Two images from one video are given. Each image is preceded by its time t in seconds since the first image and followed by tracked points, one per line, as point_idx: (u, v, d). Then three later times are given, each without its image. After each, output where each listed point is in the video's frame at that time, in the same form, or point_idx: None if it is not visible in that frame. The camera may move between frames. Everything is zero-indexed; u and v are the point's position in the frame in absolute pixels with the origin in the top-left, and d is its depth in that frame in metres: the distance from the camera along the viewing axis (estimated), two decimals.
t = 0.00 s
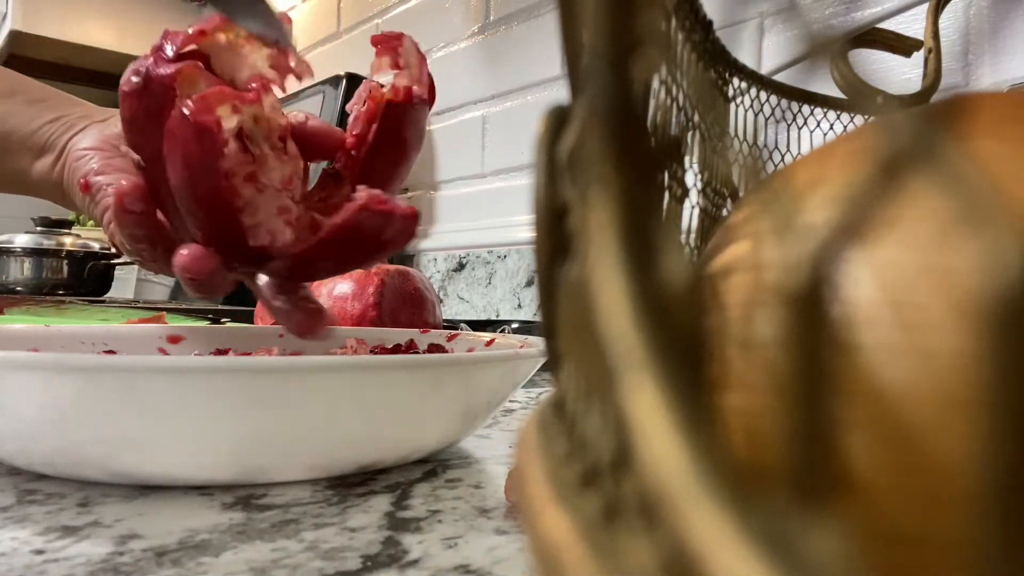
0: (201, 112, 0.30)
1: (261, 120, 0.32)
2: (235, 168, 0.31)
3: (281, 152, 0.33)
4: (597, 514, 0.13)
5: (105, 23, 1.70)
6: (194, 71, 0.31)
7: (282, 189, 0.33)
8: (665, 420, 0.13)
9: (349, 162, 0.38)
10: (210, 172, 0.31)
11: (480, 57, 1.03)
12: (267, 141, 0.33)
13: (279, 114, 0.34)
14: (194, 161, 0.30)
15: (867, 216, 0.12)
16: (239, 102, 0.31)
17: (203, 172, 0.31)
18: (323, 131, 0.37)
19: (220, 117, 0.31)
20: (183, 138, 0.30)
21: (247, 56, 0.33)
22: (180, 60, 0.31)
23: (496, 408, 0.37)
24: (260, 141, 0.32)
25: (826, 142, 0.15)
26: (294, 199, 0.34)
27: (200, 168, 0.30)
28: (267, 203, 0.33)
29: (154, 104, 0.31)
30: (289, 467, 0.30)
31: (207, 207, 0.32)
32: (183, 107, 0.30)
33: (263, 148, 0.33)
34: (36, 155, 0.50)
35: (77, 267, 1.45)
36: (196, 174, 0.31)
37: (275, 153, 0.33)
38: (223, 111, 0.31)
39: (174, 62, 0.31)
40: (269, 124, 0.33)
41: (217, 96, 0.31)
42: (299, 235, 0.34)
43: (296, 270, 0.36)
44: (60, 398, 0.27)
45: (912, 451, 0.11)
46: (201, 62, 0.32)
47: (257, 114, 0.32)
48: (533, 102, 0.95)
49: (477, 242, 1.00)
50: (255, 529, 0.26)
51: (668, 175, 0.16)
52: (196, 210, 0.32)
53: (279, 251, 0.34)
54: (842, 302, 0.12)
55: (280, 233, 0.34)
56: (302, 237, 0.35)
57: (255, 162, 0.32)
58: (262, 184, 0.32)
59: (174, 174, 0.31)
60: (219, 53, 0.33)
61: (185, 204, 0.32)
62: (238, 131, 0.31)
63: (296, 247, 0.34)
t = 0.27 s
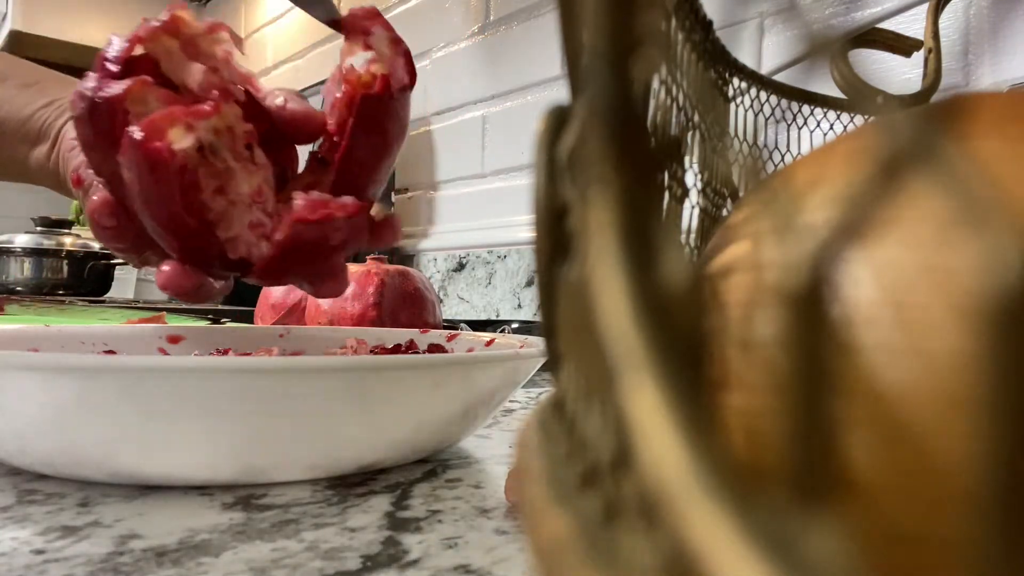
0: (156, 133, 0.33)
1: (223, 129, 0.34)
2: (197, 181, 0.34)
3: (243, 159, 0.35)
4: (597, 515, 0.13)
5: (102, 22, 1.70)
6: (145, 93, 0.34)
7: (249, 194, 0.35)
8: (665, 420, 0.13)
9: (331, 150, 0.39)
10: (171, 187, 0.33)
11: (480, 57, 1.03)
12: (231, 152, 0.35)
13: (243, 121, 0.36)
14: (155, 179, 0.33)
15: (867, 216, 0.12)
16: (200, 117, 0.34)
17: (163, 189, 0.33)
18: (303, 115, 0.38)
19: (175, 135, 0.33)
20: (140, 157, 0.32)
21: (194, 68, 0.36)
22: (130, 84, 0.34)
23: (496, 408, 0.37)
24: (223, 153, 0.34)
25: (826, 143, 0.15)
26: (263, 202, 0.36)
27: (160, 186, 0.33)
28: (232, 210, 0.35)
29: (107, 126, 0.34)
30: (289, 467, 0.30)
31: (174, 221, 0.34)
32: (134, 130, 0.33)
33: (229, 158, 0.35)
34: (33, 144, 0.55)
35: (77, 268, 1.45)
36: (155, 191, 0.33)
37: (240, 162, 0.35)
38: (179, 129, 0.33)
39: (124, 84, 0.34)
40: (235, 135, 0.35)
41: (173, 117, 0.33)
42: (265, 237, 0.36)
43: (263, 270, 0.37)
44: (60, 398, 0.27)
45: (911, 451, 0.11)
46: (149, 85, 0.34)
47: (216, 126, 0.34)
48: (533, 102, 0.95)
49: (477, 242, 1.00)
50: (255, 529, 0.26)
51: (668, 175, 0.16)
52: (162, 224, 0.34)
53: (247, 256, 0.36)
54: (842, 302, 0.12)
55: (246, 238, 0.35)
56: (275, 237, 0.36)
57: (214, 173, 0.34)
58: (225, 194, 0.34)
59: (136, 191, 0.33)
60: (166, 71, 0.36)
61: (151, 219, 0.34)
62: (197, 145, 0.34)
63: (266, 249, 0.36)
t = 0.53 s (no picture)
0: (134, 145, 0.30)
1: (209, 136, 0.31)
2: (184, 192, 0.31)
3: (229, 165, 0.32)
4: (597, 515, 0.13)
5: (95, 22, 1.70)
6: (125, 97, 0.30)
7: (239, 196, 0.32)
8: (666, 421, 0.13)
9: (324, 128, 0.35)
10: (153, 202, 0.30)
11: (480, 57, 1.03)
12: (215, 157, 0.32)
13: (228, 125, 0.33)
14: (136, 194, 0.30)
15: (867, 216, 0.12)
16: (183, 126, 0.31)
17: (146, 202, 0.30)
18: (296, 96, 0.36)
19: (152, 146, 0.30)
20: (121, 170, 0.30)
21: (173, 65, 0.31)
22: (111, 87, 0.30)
23: (496, 408, 0.37)
24: (207, 157, 0.31)
25: (827, 143, 0.15)
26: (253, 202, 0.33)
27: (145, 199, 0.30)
28: (221, 215, 0.32)
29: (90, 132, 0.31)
30: (289, 467, 0.30)
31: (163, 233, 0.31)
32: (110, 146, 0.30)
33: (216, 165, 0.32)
34: (44, 117, 0.50)
35: (77, 267, 1.45)
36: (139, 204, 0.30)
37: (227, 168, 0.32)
38: (160, 138, 0.30)
39: (101, 90, 0.30)
40: (222, 142, 0.32)
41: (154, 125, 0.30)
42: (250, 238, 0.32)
43: (258, 275, 0.34)
44: (60, 398, 0.27)
45: (911, 451, 0.11)
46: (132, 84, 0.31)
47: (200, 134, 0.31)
48: (533, 102, 0.95)
49: (476, 242, 1.00)
50: (255, 529, 0.26)
51: (668, 175, 0.16)
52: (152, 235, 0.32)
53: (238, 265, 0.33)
54: (842, 302, 0.12)
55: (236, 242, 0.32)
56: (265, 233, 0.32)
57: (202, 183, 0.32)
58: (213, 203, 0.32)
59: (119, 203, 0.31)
60: (146, 70, 0.31)
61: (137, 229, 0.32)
62: (179, 156, 0.31)
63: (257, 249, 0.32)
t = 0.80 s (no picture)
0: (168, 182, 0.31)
1: (234, 165, 0.32)
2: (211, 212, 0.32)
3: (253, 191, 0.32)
4: (597, 515, 0.13)
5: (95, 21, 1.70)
6: (157, 126, 0.31)
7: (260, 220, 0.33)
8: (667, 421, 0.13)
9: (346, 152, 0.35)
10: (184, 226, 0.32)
11: (480, 57, 1.03)
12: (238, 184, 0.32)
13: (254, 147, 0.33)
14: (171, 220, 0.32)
15: (867, 216, 0.12)
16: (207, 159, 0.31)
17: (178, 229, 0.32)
18: (318, 98, 0.35)
19: (186, 179, 0.31)
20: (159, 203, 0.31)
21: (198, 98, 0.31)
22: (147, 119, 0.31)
23: (497, 408, 0.37)
24: (235, 183, 0.32)
25: (826, 142, 0.15)
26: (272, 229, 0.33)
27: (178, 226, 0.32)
28: (246, 240, 0.33)
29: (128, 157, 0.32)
30: (289, 467, 0.30)
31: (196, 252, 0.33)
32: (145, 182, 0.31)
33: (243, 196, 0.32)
34: (77, 88, 0.44)
35: (77, 268, 1.45)
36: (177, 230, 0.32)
37: (251, 192, 0.32)
38: (189, 171, 0.31)
39: (135, 120, 0.31)
40: (250, 165, 0.32)
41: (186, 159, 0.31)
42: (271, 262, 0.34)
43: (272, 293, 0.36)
44: (60, 398, 0.27)
45: (911, 451, 0.11)
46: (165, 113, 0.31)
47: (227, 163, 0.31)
48: (533, 102, 0.95)
49: (477, 242, 1.00)
50: (255, 529, 0.26)
51: (667, 175, 0.16)
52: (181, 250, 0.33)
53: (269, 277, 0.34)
54: (842, 302, 0.12)
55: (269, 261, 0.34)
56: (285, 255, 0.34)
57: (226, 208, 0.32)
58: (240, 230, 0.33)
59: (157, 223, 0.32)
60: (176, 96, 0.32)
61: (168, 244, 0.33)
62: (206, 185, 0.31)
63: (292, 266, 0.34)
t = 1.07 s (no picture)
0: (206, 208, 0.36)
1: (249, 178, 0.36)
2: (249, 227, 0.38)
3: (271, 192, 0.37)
4: (597, 515, 0.13)
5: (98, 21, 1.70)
6: (184, 163, 0.36)
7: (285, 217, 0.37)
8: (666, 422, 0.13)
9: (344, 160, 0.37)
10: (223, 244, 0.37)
11: (480, 57, 1.03)
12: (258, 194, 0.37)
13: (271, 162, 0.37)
14: (212, 242, 0.37)
15: (868, 216, 0.12)
16: (238, 180, 0.36)
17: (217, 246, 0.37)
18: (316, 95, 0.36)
19: (219, 216, 0.36)
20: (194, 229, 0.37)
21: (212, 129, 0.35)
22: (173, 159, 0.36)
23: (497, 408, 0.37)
24: (261, 198, 0.37)
25: (827, 142, 0.15)
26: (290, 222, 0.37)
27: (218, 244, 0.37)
28: (275, 234, 0.38)
29: (163, 195, 0.37)
30: (289, 467, 0.30)
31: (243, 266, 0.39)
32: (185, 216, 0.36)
33: (266, 197, 0.37)
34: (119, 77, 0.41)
35: (77, 267, 1.45)
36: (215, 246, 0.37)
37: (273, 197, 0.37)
38: (219, 194, 0.36)
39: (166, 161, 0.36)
40: (259, 178, 0.36)
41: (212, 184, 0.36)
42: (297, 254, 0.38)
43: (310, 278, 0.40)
44: (60, 398, 0.27)
45: (910, 450, 0.11)
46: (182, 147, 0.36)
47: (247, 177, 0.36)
48: (533, 102, 0.95)
49: (477, 242, 1.00)
50: (255, 529, 0.26)
51: (668, 175, 0.16)
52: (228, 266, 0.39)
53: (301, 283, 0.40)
54: (843, 302, 0.12)
55: (284, 265, 0.39)
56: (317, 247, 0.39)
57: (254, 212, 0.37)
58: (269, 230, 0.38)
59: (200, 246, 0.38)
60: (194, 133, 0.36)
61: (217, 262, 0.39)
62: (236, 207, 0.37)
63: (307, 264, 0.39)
